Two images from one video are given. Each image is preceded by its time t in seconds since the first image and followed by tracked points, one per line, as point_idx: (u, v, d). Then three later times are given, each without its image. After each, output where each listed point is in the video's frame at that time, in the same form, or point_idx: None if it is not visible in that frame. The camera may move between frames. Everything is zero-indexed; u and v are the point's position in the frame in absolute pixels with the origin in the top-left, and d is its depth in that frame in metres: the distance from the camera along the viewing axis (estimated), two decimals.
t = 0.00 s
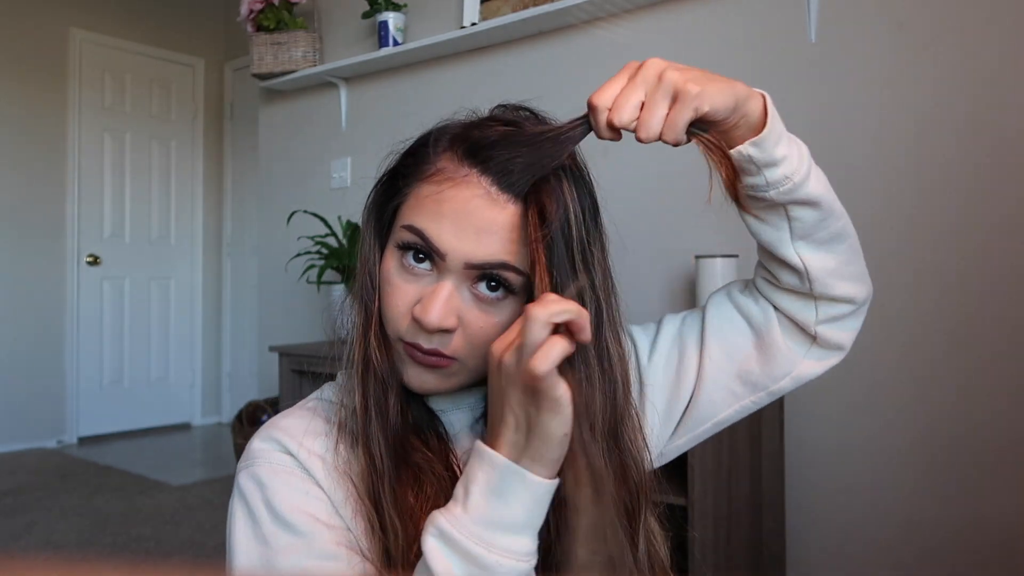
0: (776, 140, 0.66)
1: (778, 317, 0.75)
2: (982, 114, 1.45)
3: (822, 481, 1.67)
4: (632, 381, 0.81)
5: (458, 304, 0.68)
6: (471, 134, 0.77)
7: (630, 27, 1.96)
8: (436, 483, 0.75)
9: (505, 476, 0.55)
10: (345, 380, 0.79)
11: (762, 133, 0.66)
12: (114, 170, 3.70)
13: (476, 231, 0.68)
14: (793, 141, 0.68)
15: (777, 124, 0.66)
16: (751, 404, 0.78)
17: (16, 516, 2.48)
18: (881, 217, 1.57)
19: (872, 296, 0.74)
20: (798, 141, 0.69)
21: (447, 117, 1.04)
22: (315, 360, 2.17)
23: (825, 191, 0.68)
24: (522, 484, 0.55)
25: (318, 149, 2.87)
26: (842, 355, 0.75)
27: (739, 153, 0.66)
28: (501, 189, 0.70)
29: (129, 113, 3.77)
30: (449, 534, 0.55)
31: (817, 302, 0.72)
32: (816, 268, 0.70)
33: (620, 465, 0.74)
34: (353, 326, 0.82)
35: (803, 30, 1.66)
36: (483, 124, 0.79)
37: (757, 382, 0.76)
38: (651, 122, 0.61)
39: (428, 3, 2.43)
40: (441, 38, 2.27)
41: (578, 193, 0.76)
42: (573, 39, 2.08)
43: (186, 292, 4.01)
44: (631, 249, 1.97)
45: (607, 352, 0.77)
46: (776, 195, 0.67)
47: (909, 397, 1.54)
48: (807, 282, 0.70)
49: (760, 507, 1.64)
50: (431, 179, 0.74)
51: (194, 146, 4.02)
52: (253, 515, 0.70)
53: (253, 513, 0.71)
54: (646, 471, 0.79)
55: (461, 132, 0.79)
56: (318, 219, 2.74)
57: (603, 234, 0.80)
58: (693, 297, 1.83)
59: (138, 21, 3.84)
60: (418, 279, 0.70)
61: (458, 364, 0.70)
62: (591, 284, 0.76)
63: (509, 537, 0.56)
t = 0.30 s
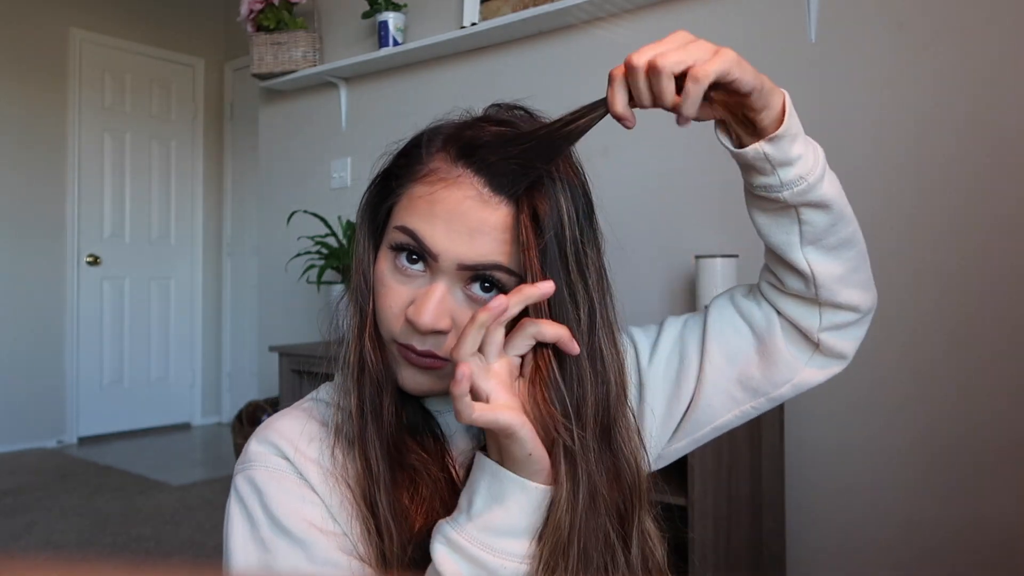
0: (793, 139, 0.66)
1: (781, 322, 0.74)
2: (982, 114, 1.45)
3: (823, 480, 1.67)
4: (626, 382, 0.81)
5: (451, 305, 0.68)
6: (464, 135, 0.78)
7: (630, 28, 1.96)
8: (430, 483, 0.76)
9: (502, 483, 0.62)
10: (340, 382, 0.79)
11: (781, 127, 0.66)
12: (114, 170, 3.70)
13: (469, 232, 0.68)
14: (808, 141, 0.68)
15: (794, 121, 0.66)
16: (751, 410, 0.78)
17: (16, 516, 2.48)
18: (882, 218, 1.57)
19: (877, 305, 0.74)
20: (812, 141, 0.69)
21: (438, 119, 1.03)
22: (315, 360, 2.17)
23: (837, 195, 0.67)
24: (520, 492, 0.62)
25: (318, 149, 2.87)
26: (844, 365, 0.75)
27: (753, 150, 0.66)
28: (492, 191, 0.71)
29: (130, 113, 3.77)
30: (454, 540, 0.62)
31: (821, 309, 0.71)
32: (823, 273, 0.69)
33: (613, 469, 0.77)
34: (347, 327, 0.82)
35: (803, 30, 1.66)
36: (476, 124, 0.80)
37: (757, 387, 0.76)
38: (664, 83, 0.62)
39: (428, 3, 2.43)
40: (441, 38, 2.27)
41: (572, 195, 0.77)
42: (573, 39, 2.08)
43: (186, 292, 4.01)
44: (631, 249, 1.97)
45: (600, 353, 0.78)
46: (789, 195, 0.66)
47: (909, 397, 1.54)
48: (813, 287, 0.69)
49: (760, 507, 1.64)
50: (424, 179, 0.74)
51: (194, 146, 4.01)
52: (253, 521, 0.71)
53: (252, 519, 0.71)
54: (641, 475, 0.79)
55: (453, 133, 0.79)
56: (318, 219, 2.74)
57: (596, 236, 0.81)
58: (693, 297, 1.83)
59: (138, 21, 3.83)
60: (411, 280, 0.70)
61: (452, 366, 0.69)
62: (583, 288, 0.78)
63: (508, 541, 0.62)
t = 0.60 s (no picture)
0: (791, 141, 0.66)
1: (781, 323, 0.74)
2: (982, 115, 1.45)
3: (823, 479, 1.67)
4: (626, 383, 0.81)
5: (451, 305, 0.68)
6: (463, 135, 0.78)
7: (630, 27, 1.96)
8: (431, 482, 0.76)
9: (510, 479, 0.62)
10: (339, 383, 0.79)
11: (777, 131, 0.66)
12: (114, 170, 3.70)
13: (468, 232, 0.68)
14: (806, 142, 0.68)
15: (793, 124, 0.67)
16: (751, 412, 0.78)
17: (16, 516, 2.48)
18: (882, 219, 1.57)
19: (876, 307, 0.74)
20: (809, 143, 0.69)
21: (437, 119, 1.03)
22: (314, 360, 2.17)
23: (835, 196, 0.68)
24: (526, 489, 0.62)
25: (318, 149, 2.87)
26: (844, 367, 0.75)
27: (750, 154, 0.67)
28: (491, 191, 0.71)
29: (129, 114, 3.77)
30: (460, 535, 0.61)
31: (820, 311, 0.71)
32: (822, 276, 0.69)
33: (612, 467, 0.76)
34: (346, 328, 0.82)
35: (803, 30, 1.66)
36: (475, 125, 0.80)
37: (757, 389, 0.76)
38: (657, 62, 0.62)
39: (428, 3, 2.43)
40: (441, 38, 2.27)
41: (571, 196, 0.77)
42: (573, 39, 2.08)
43: (186, 292, 4.01)
44: (631, 249, 1.97)
45: (599, 352, 0.78)
46: (789, 198, 0.67)
47: (909, 397, 1.54)
48: (812, 289, 0.70)
49: (760, 507, 1.63)
50: (423, 179, 0.74)
51: (194, 146, 4.01)
52: (254, 519, 0.70)
53: (253, 518, 0.71)
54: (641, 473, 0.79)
55: (452, 133, 0.79)
56: (318, 219, 2.74)
57: (595, 236, 0.81)
58: (693, 297, 1.83)
59: (138, 21, 3.83)
60: (410, 281, 0.70)
61: (451, 365, 0.70)
62: (583, 288, 0.77)
63: (514, 538, 0.62)
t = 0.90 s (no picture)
0: (798, 178, 0.67)
1: (790, 349, 0.74)
2: (981, 115, 1.45)
3: (823, 479, 1.67)
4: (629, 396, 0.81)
5: (446, 306, 0.68)
6: (458, 135, 0.78)
7: (630, 27, 1.96)
8: (430, 480, 0.76)
9: (520, 451, 0.58)
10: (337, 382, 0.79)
11: (785, 168, 0.67)
12: (114, 170, 3.70)
13: (462, 232, 0.68)
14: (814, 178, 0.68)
15: (801, 161, 0.67)
16: (754, 430, 0.78)
17: (16, 516, 2.48)
18: (882, 219, 1.57)
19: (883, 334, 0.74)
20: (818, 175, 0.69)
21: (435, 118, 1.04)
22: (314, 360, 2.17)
23: (843, 231, 0.68)
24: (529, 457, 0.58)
25: (318, 149, 2.87)
26: (849, 392, 0.75)
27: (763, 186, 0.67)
28: (486, 192, 0.71)
29: (129, 113, 3.77)
30: (466, 507, 0.58)
31: (828, 339, 0.71)
32: (828, 306, 0.69)
33: (614, 467, 0.75)
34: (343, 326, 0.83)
35: (803, 30, 1.66)
36: (470, 124, 0.80)
37: (764, 411, 0.76)
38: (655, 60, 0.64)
39: (427, 3, 2.43)
40: (441, 38, 2.27)
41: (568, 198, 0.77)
42: (573, 39, 2.08)
43: (186, 292, 4.01)
44: (632, 249, 1.97)
45: (597, 355, 0.78)
46: (796, 233, 0.67)
47: (909, 398, 1.55)
48: (819, 319, 0.70)
49: (760, 508, 1.63)
50: (419, 180, 0.75)
51: (194, 146, 4.01)
52: (256, 509, 0.69)
53: (255, 508, 0.69)
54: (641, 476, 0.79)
55: (447, 133, 0.79)
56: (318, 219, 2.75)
57: (591, 235, 0.81)
58: (694, 298, 1.83)
59: (138, 21, 3.83)
60: (405, 283, 0.70)
61: (448, 365, 0.70)
62: (578, 286, 0.78)
63: (525, 513, 0.58)
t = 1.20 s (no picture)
0: (768, 217, 0.62)
1: (791, 373, 0.70)
2: (983, 114, 1.45)
3: (823, 480, 1.67)
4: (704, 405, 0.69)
5: (442, 305, 0.68)
6: (451, 135, 0.79)
7: (630, 27, 1.96)
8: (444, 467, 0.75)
9: (610, 277, 0.46)
10: (336, 376, 0.78)
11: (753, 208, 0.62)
12: (114, 170, 3.70)
13: (455, 233, 0.68)
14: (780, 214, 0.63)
15: (769, 199, 0.62)
16: (753, 446, 0.72)
17: (16, 516, 2.48)
18: (883, 219, 1.56)
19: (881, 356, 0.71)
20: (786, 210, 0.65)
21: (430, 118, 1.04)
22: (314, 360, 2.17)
23: (823, 261, 0.64)
24: (612, 280, 0.46)
25: (318, 149, 2.87)
26: (849, 413, 0.72)
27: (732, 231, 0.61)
28: (481, 191, 0.72)
29: (130, 114, 3.77)
30: (544, 340, 0.44)
31: (826, 363, 0.68)
32: (822, 333, 0.66)
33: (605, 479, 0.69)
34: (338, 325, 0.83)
35: (802, 30, 1.66)
36: (463, 124, 0.81)
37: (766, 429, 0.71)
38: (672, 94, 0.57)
39: (427, 3, 2.43)
40: (441, 38, 2.27)
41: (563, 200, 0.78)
42: (573, 38, 2.08)
43: (186, 292, 4.01)
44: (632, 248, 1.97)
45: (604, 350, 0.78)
46: (775, 269, 0.62)
47: (910, 398, 1.54)
48: (814, 347, 0.67)
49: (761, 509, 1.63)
50: (412, 180, 0.75)
51: (194, 146, 4.01)
52: (271, 461, 0.66)
53: (270, 460, 0.66)
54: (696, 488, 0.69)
55: (439, 134, 0.80)
56: (318, 219, 2.75)
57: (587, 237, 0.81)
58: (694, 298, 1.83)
59: (138, 21, 3.83)
60: (400, 283, 0.69)
61: (445, 365, 0.70)
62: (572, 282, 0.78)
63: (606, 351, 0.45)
